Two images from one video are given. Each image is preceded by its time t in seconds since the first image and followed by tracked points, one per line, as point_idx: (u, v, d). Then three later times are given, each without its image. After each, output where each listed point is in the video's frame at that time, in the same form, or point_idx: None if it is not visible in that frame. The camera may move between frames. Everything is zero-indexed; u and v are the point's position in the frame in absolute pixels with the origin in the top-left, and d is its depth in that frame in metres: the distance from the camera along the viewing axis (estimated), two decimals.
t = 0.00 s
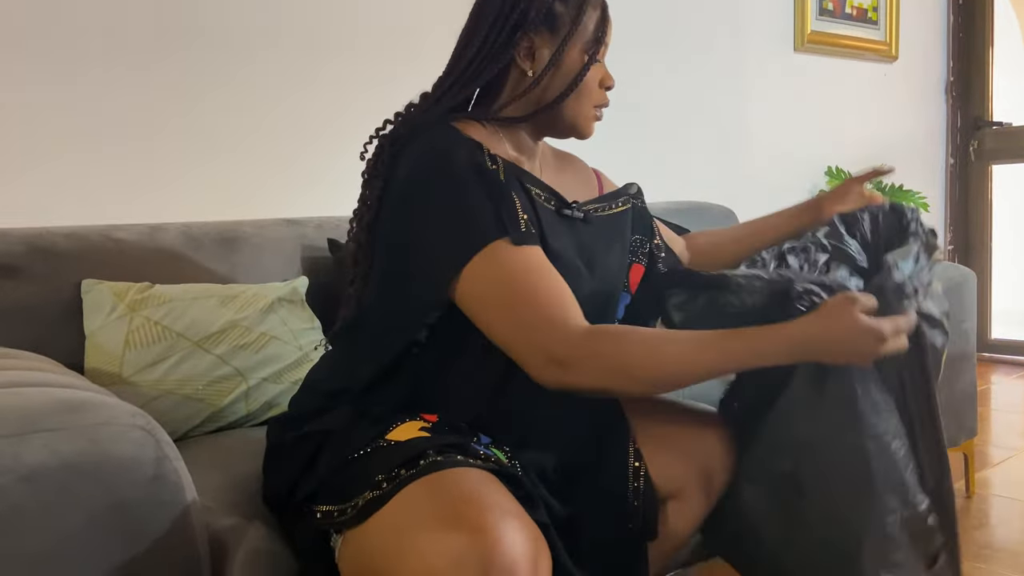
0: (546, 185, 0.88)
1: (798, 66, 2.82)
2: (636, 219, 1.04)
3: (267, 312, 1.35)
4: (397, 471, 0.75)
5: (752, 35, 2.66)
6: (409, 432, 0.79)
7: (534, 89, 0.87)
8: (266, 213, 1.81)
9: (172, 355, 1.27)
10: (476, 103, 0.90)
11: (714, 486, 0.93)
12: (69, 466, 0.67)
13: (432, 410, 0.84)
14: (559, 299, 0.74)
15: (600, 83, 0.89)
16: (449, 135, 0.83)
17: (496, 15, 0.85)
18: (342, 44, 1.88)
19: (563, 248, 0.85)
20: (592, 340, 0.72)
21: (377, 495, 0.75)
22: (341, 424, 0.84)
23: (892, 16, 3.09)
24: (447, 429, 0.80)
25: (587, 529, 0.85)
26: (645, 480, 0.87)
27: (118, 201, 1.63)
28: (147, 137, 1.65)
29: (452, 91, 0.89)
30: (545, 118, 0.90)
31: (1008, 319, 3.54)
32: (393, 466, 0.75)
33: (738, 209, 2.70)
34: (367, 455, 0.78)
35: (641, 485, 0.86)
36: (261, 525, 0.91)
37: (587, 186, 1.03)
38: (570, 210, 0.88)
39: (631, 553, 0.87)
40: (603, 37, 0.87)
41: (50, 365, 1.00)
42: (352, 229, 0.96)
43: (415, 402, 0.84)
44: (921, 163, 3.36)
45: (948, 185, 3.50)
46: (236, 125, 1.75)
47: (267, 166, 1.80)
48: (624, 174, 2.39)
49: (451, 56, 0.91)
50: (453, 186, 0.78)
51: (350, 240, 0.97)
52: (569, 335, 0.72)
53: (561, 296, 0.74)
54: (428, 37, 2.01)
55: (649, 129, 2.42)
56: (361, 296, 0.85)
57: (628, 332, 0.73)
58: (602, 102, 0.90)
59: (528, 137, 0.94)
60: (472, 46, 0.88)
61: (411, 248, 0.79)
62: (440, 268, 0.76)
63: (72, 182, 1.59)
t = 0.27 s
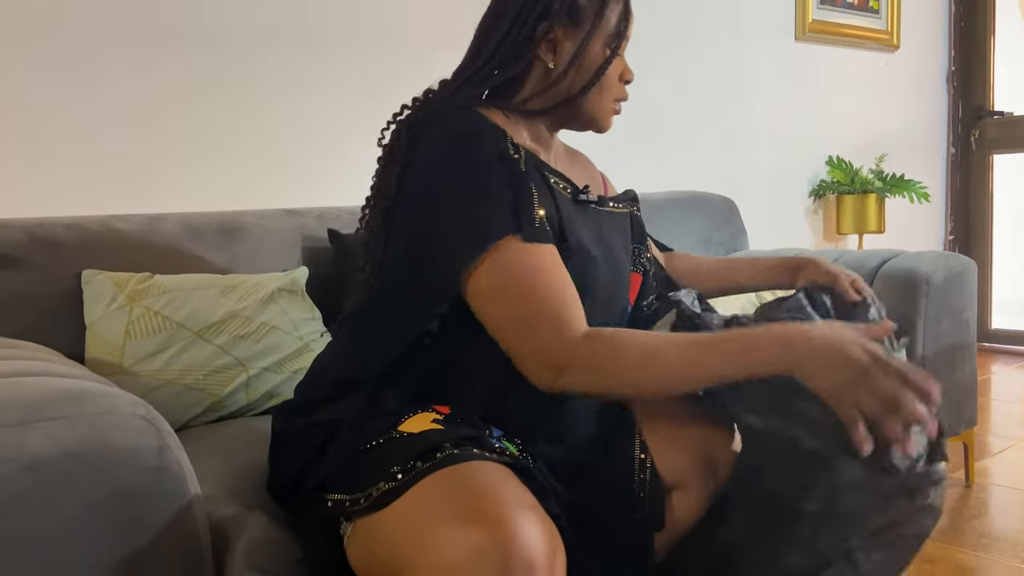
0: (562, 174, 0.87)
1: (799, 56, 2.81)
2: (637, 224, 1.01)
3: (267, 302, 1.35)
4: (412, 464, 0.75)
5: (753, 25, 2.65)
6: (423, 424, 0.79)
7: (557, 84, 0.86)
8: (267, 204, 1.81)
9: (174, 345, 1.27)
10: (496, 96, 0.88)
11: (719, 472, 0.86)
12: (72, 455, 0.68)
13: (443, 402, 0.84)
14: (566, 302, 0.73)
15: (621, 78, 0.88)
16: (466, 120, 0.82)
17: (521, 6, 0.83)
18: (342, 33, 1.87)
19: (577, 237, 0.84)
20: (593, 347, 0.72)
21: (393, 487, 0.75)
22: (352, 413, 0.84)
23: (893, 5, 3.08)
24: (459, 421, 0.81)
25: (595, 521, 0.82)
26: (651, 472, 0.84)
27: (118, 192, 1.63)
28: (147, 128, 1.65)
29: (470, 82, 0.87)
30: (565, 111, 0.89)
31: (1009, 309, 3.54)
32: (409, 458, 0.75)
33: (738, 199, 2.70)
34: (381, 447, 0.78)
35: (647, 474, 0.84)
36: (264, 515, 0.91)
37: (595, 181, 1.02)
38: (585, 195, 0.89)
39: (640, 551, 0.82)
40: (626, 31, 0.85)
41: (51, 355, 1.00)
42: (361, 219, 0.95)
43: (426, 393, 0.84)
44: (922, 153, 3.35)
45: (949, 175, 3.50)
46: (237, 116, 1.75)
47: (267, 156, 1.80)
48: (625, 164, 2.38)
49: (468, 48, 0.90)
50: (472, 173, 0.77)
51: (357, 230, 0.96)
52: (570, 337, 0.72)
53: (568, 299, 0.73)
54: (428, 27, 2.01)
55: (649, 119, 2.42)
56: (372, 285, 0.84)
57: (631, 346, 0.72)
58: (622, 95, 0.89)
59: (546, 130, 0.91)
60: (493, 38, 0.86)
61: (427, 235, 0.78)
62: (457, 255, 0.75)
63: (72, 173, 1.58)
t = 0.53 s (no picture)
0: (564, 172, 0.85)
1: (799, 47, 2.80)
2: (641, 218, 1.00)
3: (267, 295, 1.35)
4: (406, 454, 0.75)
5: (754, 15, 2.64)
6: (419, 415, 0.80)
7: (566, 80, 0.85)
8: (267, 197, 1.81)
9: (174, 337, 1.27)
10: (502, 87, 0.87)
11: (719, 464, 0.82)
12: (72, 446, 0.68)
13: (442, 394, 0.84)
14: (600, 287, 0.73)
15: (631, 76, 0.87)
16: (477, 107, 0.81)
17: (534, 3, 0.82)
18: (341, 24, 1.87)
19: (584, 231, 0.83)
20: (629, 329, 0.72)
21: (386, 476, 0.75)
22: (353, 402, 0.84)
23: None
24: (456, 413, 0.81)
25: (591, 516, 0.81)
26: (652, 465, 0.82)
27: (117, 185, 1.63)
28: (146, 119, 1.64)
29: (479, 76, 0.86)
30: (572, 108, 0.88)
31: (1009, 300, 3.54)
32: (403, 448, 0.76)
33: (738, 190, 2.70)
34: (377, 437, 0.79)
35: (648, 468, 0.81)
36: (263, 506, 0.91)
37: (598, 172, 1.02)
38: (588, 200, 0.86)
39: (637, 544, 0.81)
40: (639, 30, 0.84)
41: (51, 347, 1.00)
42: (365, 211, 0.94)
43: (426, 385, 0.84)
44: (922, 144, 3.34)
45: (949, 166, 3.49)
46: (237, 108, 1.75)
47: (266, 147, 1.79)
48: (625, 155, 2.38)
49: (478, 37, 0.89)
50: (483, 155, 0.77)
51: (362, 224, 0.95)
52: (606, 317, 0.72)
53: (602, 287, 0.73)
54: (427, 18, 2.00)
55: (649, 111, 2.41)
56: (383, 273, 0.83)
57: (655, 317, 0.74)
58: (630, 94, 0.89)
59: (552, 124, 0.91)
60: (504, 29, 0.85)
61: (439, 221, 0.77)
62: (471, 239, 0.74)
63: (72, 165, 1.58)
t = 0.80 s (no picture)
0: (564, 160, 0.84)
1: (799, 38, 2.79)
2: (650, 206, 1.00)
3: (267, 287, 1.35)
4: (418, 444, 0.75)
5: (753, 6, 2.63)
6: (427, 405, 0.80)
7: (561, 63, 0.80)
8: (267, 189, 1.81)
9: (174, 329, 1.27)
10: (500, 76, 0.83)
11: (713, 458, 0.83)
12: (73, 438, 0.68)
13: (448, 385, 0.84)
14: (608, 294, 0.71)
15: (634, 63, 0.80)
16: (467, 105, 0.79)
17: None
18: (339, 16, 1.86)
19: (590, 229, 0.83)
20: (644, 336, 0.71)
21: (397, 466, 0.75)
22: (359, 393, 0.82)
23: None
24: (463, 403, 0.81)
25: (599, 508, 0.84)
26: (654, 458, 0.87)
27: (116, 177, 1.63)
28: (144, 111, 1.64)
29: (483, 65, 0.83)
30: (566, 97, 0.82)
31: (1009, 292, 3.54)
32: (414, 439, 0.75)
33: (738, 182, 2.69)
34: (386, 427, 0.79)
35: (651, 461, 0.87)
36: (264, 497, 0.91)
37: (605, 163, 1.02)
38: (598, 183, 0.87)
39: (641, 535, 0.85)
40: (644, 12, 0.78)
41: (51, 339, 1.00)
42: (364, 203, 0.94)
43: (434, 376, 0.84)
44: (923, 136, 3.34)
45: (949, 157, 3.49)
46: (235, 100, 1.74)
47: (265, 140, 1.79)
48: (624, 147, 2.37)
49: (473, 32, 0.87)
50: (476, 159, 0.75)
51: (364, 212, 0.95)
52: (615, 323, 0.70)
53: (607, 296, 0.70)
54: (426, 9, 1.99)
55: (648, 102, 2.41)
56: (391, 270, 0.82)
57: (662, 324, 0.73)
58: (633, 83, 0.81)
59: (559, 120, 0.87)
60: (499, 21, 0.83)
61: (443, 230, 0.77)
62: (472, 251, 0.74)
63: (70, 158, 1.58)
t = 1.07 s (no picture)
0: (575, 168, 0.82)
1: (799, 31, 2.79)
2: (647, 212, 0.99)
3: (266, 281, 1.35)
4: (413, 434, 0.75)
5: None
6: (429, 399, 0.79)
7: (576, 69, 0.78)
8: (266, 183, 1.81)
9: (174, 323, 1.27)
10: (517, 86, 0.82)
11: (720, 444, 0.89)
12: (72, 431, 0.68)
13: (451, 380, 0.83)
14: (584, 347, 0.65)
15: (652, 62, 0.76)
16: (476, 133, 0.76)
17: None
18: (338, 8, 1.85)
19: (596, 243, 0.81)
20: (610, 399, 0.62)
21: (393, 455, 0.75)
22: (361, 385, 0.83)
23: None
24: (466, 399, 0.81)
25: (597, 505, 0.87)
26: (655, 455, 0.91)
27: (115, 171, 1.62)
28: (142, 105, 1.64)
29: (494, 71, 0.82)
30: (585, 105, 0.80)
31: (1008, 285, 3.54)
32: (409, 429, 0.76)
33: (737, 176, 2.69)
34: (386, 417, 0.79)
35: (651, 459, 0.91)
36: (264, 491, 0.91)
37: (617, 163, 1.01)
38: (605, 190, 0.85)
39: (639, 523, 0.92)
40: (656, 8, 0.75)
41: (51, 332, 1.00)
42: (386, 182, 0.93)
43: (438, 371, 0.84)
44: (922, 128, 3.33)
45: (949, 150, 3.48)
46: (233, 92, 1.74)
47: (263, 133, 1.79)
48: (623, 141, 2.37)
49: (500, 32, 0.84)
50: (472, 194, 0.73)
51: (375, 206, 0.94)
52: (577, 383, 0.63)
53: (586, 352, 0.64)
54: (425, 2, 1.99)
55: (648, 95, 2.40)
56: (388, 287, 0.81)
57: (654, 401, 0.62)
58: (652, 83, 0.77)
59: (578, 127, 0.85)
60: (513, 24, 0.81)
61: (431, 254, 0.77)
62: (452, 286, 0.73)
63: (68, 152, 1.57)
